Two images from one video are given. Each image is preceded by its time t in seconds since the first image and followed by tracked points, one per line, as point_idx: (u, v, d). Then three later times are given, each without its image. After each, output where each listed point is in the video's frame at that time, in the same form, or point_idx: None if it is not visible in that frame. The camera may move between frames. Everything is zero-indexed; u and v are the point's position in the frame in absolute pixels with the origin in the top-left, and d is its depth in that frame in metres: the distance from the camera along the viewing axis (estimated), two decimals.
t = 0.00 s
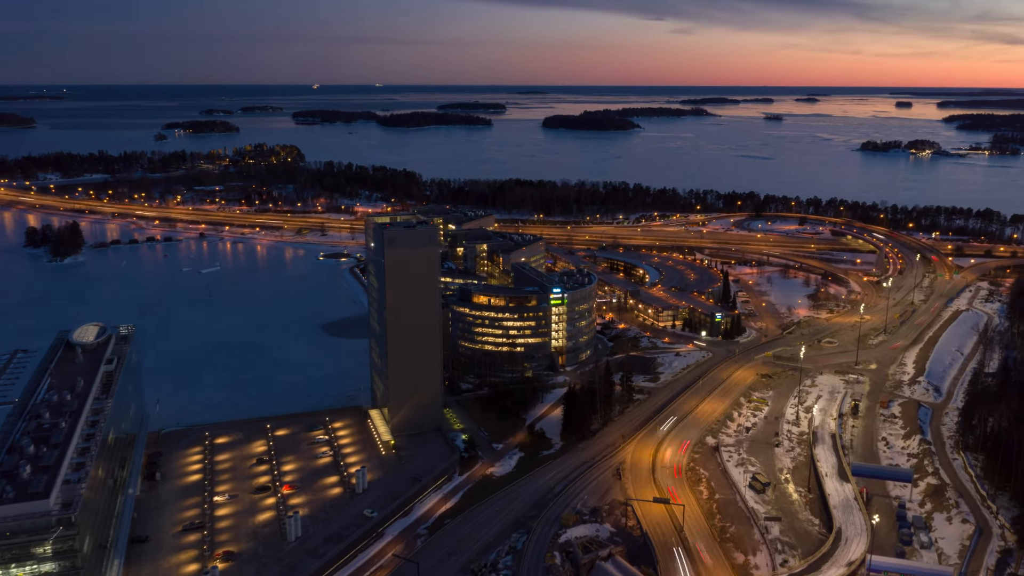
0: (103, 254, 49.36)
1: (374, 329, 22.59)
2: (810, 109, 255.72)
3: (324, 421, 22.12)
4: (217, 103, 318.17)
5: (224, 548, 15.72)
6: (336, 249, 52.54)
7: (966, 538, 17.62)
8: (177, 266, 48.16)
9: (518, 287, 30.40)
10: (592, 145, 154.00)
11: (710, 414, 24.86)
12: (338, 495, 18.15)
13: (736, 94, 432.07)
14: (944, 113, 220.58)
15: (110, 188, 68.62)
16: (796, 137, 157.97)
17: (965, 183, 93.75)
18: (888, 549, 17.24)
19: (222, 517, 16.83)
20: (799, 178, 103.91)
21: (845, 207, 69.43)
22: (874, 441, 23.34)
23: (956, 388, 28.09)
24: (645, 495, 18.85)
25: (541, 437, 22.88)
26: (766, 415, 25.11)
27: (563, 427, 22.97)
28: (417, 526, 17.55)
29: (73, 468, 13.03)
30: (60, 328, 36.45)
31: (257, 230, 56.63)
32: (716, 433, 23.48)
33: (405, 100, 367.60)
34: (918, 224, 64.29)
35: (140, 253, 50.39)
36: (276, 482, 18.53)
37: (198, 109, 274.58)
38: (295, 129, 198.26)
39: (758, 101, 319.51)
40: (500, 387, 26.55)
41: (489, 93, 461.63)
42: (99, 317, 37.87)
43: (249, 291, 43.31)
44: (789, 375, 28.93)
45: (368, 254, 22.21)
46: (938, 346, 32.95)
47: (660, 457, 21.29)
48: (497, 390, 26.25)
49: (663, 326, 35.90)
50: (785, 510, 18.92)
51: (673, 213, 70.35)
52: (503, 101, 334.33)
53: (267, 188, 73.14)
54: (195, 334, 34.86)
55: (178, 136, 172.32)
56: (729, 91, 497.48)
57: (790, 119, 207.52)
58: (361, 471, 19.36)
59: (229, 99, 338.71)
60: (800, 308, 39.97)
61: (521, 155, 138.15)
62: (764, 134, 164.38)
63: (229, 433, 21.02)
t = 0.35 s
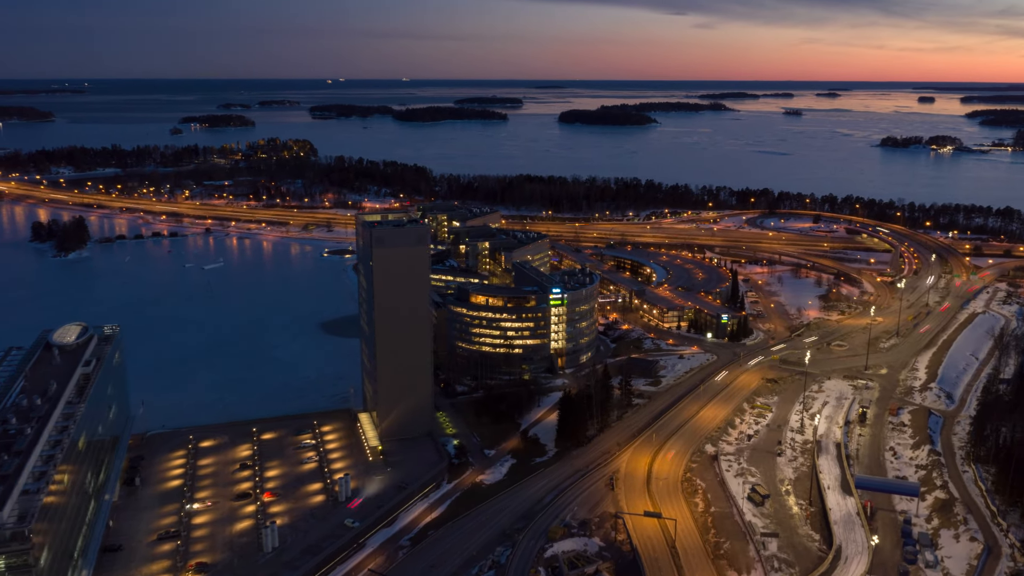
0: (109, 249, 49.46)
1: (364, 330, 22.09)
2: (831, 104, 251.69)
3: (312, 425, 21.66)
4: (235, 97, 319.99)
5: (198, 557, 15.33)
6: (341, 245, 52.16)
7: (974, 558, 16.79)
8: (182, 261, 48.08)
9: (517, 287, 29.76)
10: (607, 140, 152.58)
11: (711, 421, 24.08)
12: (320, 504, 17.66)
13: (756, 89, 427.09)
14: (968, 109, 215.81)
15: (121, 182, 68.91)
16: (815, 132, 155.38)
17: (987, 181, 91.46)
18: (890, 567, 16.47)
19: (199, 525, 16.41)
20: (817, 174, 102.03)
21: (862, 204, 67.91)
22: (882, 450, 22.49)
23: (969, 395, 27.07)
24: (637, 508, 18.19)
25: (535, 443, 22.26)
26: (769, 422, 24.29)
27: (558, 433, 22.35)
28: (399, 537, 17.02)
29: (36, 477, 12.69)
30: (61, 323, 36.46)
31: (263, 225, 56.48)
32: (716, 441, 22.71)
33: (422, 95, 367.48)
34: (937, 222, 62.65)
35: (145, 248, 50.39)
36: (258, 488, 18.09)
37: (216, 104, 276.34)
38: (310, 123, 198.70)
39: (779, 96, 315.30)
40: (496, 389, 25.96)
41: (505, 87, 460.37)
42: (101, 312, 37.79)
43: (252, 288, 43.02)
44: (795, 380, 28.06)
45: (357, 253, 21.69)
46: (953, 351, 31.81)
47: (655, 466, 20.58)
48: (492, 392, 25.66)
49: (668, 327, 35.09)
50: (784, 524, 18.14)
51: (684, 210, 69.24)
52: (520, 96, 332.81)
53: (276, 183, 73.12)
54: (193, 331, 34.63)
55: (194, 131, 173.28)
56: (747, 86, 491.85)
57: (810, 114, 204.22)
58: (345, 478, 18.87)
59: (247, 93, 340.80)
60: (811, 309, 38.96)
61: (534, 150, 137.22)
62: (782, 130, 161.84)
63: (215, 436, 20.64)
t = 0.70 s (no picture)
0: (116, 242, 49.58)
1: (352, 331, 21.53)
2: (855, 98, 246.91)
3: (298, 429, 21.17)
4: (256, 90, 321.74)
5: (166, 569, 14.87)
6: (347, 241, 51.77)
7: None
8: (188, 255, 48.03)
9: (517, 287, 29.04)
10: (625, 134, 150.95)
11: (711, 429, 23.22)
12: (298, 513, 17.13)
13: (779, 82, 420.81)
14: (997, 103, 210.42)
15: (134, 175, 69.28)
16: (838, 127, 152.38)
17: (1015, 177, 88.85)
18: None
19: (171, 534, 15.97)
20: (838, 170, 99.88)
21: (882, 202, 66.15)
22: (889, 462, 21.51)
23: (984, 404, 25.90)
24: (626, 523, 17.44)
25: (527, 450, 21.56)
26: (772, 431, 23.38)
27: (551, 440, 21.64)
28: (377, 550, 16.43)
29: None
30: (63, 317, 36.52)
31: (271, 220, 56.34)
32: (716, 451, 21.86)
33: (441, 88, 366.81)
34: (960, 221, 60.76)
35: (153, 242, 50.46)
36: (236, 495, 17.62)
37: (237, 96, 277.84)
38: (328, 116, 199.18)
39: (803, 89, 310.00)
40: (491, 393, 25.30)
41: (525, 80, 458.30)
42: (104, 306, 37.87)
43: (254, 283, 42.80)
44: (803, 386, 27.09)
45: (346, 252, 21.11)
46: (970, 356, 30.56)
47: (649, 478, 19.80)
48: (487, 396, 25.02)
49: (674, 328, 34.13)
50: (781, 542, 17.27)
51: (698, 206, 67.95)
52: (540, 89, 330.84)
53: (287, 177, 73.11)
54: (192, 327, 34.44)
55: (213, 124, 174.39)
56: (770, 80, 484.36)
57: (834, 109, 200.49)
58: (326, 486, 18.33)
59: (269, 86, 342.60)
60: (823, 311, 37.76)
61: (550, 144, 136.16)
62: (805, 124, 158.93)
63: (198, 439, 20.24)
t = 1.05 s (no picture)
0: (124, 237, 49.79)
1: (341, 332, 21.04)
2: (879, 93, 242.24)
3: (285, 432, 20.74)
4: (276, 83, 323.37)
5: None
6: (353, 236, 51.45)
7: None
8: (194, 250, 48.05)
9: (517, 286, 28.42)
10: (642, 129, 149.26)
11: (710, 437, 22.45)
12: (277, 521, 16.70)
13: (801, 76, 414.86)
14: None
15: (146, 169, 69.67)
16: (860, 122, 149.46)
17: None
18: None
19: (146, 541, 15.62)
20: (858, 166, 97.87)
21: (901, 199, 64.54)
22: (896, 475, 20.63)
23: (999, 412, 24.82)
24: (614, 538, 16.80)
25: (518, 457, 20.95)
26: (774, 440, 22.56)
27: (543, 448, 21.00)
28: (355, 562, 15.94)
29: None
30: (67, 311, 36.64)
31: (279, 215, 56.26)
32: (714, 460, 21.10)
33: (460, 82, 365.86)
34: (982, 219, 59.04)
35: (160, 236, 50.58)
36: (215, 501, 17.22)
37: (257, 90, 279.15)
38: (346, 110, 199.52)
39: (826, 83, 304.83)
40: (485, 396, 24.72)
41: (544, 74, 456.46)
42: (107, 301, 37.90)
43: (258, 279, 42.63)
44: (809, 392, 26.22)
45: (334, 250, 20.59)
46: (986, 361, 29.41)
47: (642, 489, 19.12)
48: (481, 399, 24.45)
49: (679, 329, 33.32)
50: (778, 559, 16.52)
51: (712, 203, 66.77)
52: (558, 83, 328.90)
53: (298, 171, 73.12)
54: (192, 323, 34.28)
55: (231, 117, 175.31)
56: (792, 74, 477.62)
57: (856, 103, 196.92)
58: (308, 493, 17.86)
59: (289, 80, 344.19)
60: (835, 312, 36.73)
61: (566, 138, 135.06)
62: (826, 119, 156.10)
63: (183, 441, 19.91)
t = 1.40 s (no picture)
0: (133, 230, 49.95)
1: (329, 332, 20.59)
2: (906, 87, 237.26)
3: (271, 435, 20.34)
4: (297, 77, 324.81)
5: None
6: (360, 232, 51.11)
7: None
8: (201, 244, 48.05)
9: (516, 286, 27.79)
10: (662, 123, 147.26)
11: (708, 446, 21.69)
12: (254, 529, 16.32)
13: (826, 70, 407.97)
14: None
15: (159, 162, 69.94)
16: (885, 117, 146.25)
17: None
18: None
19: (118, 549, 15.31)
20: (881, 162, 95.61)
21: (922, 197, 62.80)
22: (902, 488, 19.76)
23: (1015, 422, 23.72)
24: (600, 553, 16.20)
25: (509, 464, 20.37)
26: (775, 449, 21.74)
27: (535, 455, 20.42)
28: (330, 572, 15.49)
29: None
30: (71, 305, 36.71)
31: (287, 210, 56.14)
32: (712, 470, 20.35)
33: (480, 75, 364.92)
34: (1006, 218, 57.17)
35: (169, 230, 50.63)
36: (193, 506, 16.86)
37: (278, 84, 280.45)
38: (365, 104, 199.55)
39: (852, 77, 299.38)
40: (480, 399, 24.17)
41: (564, 68, 453.74)
42: (113, 296, 37.99)
43: (262, 275, 42.44)
44: (816, 398, 25.32)
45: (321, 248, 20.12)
46: (1003, 367, 28.21)
47: (634, 500, 18.46)
48: (475, 402, 23.91)
49: (685, 330, 32.51)
50: None
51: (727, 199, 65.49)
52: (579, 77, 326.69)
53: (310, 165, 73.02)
54: (193, 319, 34.14)
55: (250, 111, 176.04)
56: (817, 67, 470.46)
57: (882, 98, 192.94)
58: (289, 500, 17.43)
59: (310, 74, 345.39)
60: (847, 314, 35.63)
61: (583, 133, 133.77)
62: (850, 114, 152.99)
63: (167, 443, 19.61)
